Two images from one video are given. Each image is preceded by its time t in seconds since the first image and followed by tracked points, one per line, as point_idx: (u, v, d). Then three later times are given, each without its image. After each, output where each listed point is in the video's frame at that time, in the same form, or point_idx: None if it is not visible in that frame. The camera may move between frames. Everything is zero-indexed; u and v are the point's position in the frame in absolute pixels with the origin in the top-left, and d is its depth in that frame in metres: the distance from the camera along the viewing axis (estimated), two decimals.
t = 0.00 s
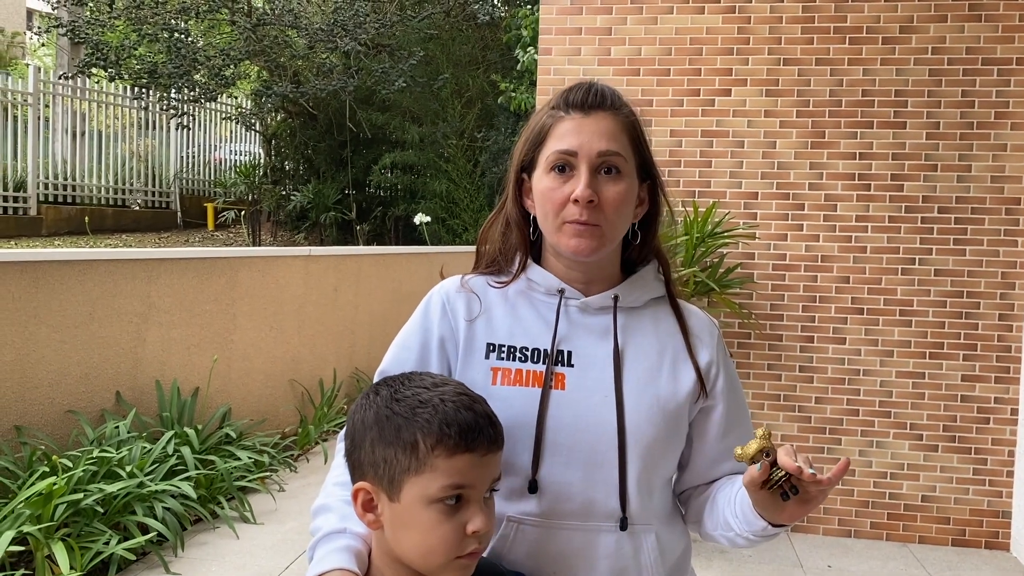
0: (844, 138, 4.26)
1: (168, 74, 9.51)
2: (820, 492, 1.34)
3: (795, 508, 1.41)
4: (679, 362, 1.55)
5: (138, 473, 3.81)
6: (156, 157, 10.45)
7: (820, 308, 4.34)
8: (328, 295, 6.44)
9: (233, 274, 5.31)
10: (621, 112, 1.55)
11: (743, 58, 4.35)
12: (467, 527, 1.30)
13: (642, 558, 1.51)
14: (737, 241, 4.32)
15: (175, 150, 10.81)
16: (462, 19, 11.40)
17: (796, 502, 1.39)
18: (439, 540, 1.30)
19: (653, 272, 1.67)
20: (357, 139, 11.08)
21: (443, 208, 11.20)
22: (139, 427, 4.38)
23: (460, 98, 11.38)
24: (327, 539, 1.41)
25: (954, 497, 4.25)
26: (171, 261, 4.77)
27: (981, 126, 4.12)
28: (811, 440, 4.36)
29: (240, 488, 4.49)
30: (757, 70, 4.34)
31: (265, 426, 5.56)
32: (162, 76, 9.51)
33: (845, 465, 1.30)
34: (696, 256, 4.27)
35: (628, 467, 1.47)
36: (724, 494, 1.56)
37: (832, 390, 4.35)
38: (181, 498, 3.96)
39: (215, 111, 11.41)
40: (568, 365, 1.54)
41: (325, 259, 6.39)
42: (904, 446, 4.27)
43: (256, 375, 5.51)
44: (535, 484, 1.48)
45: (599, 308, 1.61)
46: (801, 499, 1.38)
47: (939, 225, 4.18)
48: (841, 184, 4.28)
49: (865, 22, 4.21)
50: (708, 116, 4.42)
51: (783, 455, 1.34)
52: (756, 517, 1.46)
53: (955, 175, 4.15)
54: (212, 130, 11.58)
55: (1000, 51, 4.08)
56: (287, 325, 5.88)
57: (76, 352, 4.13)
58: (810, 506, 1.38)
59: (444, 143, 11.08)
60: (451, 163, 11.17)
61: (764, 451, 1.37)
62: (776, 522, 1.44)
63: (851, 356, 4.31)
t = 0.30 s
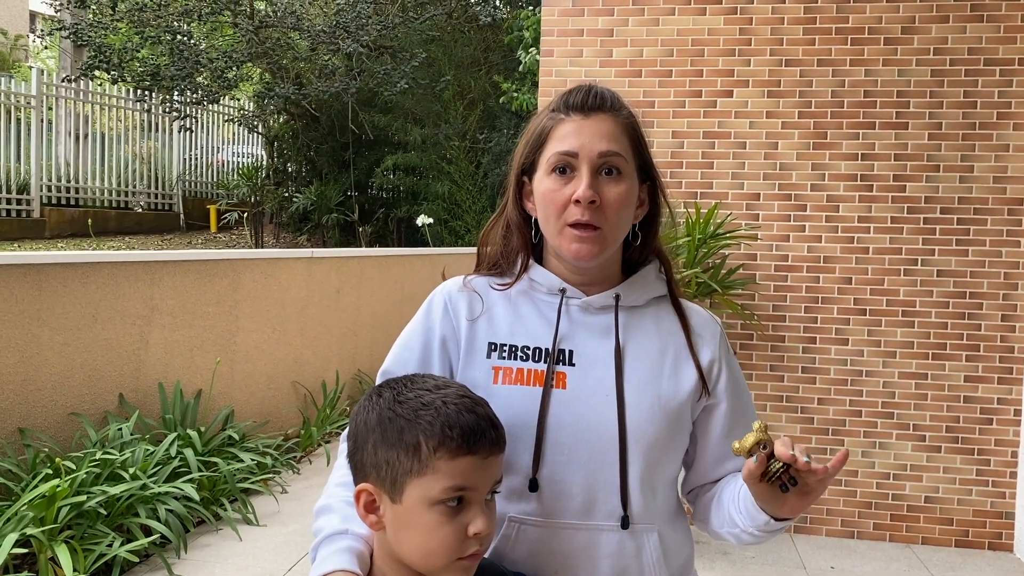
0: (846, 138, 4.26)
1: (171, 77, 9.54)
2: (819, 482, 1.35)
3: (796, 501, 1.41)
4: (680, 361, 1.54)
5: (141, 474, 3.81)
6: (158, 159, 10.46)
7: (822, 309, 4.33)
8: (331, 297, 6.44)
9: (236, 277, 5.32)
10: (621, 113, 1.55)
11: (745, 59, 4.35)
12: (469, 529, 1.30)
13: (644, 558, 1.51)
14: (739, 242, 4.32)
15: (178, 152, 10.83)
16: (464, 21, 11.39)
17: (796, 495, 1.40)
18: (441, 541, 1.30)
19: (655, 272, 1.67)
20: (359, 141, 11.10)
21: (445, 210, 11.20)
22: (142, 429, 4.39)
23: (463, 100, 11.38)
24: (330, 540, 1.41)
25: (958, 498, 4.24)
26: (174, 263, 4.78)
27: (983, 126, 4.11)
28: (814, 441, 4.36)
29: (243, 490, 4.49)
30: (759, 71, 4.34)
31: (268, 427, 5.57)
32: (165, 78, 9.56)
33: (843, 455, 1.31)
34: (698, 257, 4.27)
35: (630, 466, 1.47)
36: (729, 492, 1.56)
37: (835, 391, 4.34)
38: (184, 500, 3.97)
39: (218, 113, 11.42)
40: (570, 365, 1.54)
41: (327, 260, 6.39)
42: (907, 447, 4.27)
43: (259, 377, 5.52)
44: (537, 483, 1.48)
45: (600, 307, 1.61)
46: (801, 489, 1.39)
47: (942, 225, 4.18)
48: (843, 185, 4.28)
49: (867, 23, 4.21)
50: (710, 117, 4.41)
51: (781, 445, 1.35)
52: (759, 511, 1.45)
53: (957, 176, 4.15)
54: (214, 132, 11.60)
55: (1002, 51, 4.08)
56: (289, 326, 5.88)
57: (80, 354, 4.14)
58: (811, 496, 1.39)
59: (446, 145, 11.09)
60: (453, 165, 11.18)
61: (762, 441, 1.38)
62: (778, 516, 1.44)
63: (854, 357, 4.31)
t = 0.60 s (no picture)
0: (848, 139, 4.25)
1: (173, 79, 9.50)
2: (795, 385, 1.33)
3: (783, 420, 1.36)
4: (679, 359, 1.54)
5: (144, 477, 3.81)
6: (160, 161, 10.47)
7: (824, 310, 4.33)
8: (332, 299, 6.44)
9: (238, 279, 5.32)
10: (633, 117, 1.58)
11: (746, 60, 4.35)
12: (468, 530, 1.30)
13: (648, 558, 1.50)
14: (741, 243, 4.31)
15: (179, 155, 10.84)
16: (465, 23, 11.43)
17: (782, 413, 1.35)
18: (440, 543, 1.30)
19: (651, 271, 1.67)
20: (360, 143, 11.12)
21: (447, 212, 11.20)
22: (144, 432, 4.39)
23: (464, 102, 11.38)
24: (330, 543, 1.41)
25: (961, 499, 4.23)
26: (176, 266, 4.78)
27: (985, 127, 4.11)
28: (816, 442, 4.35)
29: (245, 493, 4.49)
30: (761, 72, 4.34)
31: (269, 430, 5.56)
32: (167, 81, 9.56)
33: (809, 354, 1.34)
34: (700, 258, 4.25)
35: (631, 466, 1.47)
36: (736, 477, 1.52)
37: (837, 392, 4.33)
38: (186, 502, 3.97)
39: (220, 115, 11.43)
40: (570, 365, 1.54)
41: (329, 262, 6.39)
42: (910, 448, 4.26)
43: (260, 379, 5.52)
44: (538, 484, 1.48)
45: (599, 308, 1.61)
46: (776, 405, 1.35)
47: (943, 226, 4.18)
48: (845, 186, 4.27)
49: (868, 23, 4.20)
50: (711, 118, 4.41)
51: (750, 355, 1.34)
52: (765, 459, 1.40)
53: (959, 176, 4.14)
54: (216, 135, 11.60)
55: (1004, 52, 4.07)
56: (291, 328, 5.88)
57: (81, 357, 4.14)
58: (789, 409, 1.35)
59: (448, 147, 11.09)
60: (455, 166, 11.19)
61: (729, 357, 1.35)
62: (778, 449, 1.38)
63: (856, 358, 4.30)
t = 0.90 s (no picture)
0: (849, 139, 4.25)
1: (174, 82, 9.50)
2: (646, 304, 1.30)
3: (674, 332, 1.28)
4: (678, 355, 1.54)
5: (145, 479, 3.80)
6: (161, 163, 10.48)
7: (826, 311, 4.32)
8: (333, 300, 6.44)
9: (239, 280, 5.32)
10: (621, 114, 1.54)
11: (747, 61, 4.35)
12: (467, 532, 1.30)
13: (648, 557, 1.49)
14: (742, 244, 4.31)
15: (181, 157, 10.85)
16: (466, 24, 11.45)
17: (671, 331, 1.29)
18: (437, 545, 1.29)
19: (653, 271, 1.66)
20: (362, 144, 11.15)
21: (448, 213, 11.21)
22: (145, 433, 4.39)
23: (465, 103, 11.38)
24: (331, 544, 1.41)
25: (963, 500, 4.23)
26: (177, 267, 4.79)
27: (986, 127, 4.11)
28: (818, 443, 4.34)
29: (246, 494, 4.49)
30: (762, 72, 4.33)
31: (271, 431, 5.56)
32: (168, 82, 9.55)
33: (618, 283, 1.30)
34: (701, 259, 4.23)
35: (631, 463, 1.46)
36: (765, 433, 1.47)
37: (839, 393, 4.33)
38: (187, 504, 3.96)
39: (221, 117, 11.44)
40: (570, 364, 1.54)
41: (329, 264, 6.39)
42: (913, 448, 4.25)
43: (262, 381, 5.52)
44: (538, 482, 1.48)
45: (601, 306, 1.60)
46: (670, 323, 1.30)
47: (945, 227, 4.17)
48: (847, 186, 4.26)
49: (870, 23, 4.20)
50: (712, 118, 4.40)
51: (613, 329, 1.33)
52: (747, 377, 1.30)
53: (961, 176, 4.14)
54: (217, 136, 11.61)
55: (1005, 51, 4.07)
56: (292, 329, 5.88)
57: (83, 358, 4.14)
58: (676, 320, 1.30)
59: (449, 148, 11.10)
60: (456, 167, 11.19)
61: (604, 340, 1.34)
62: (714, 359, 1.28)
63: (858, 358, 4.29)
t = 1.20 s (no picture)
0: (850, 140, 4.25)
1: (175, 83, 9.46)
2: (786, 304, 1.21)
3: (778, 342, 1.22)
4: (674, 359, 1.52)
5: (145, 480, 3.80)
6: (161, 164, 10.49)
7: (827, 311, 4.32)
8: (334, 301, 6.44)
9: (240, 281, 5.32)
10: (587, 113, 1.54)
11: (748, 61, 4.34)
12: (467, 534, 1.29)
13: (646, 559, 1.49)
14: (743, 244, 4.31)
15: (181, 159, 10.86)
16: (467, 25, 11.46)
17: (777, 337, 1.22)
18: (437, 547, 1.29)
19: (651, 271, 1.64)
20: (362, 145, 11.16)
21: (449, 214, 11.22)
22: (147, 434, 4.39)
23: (465, 104, 11.38)
24: (331, 544, 1.40)
25: (965, 500, 4.22)
26: (178, 268, 4.79)
27: (987, 127, 4.11)
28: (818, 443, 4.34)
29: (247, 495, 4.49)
30: (762, 72, 4.33)
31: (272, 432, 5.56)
32: (168, 84, 9.50)
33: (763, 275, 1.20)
34: (702, 259, 4.21)
35: (628, 465, 1.46)
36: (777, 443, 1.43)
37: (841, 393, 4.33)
38: (188, 505, 3.96)
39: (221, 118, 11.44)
40: (568, 365, 1.54)
41: (330, 265, 6.38)
42: (914, 449, 4.24)
43: (262, 382, 5.52)
44: (535, 483, 1.49)
45: (598, 308, 1.60)
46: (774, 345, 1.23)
47: (946, 227, 4.17)
48: (848, 186, 4.26)
49: (870, 24, 4.20)
50: (713, 119, 4.40)
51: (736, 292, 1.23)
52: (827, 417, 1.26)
53: (962, 176, 4.14)
54: (218, 138, 11.62)
55: (1006, 51, 4.07)
56: (293, 331, 5.88)
57: (84, 359, 4.14)
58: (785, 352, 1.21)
59: (449, 149, 11.10)
60: (456, 168, 11.19)
61: (726, 289, 1.26)
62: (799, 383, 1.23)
63: (859, 359, 4.29)
